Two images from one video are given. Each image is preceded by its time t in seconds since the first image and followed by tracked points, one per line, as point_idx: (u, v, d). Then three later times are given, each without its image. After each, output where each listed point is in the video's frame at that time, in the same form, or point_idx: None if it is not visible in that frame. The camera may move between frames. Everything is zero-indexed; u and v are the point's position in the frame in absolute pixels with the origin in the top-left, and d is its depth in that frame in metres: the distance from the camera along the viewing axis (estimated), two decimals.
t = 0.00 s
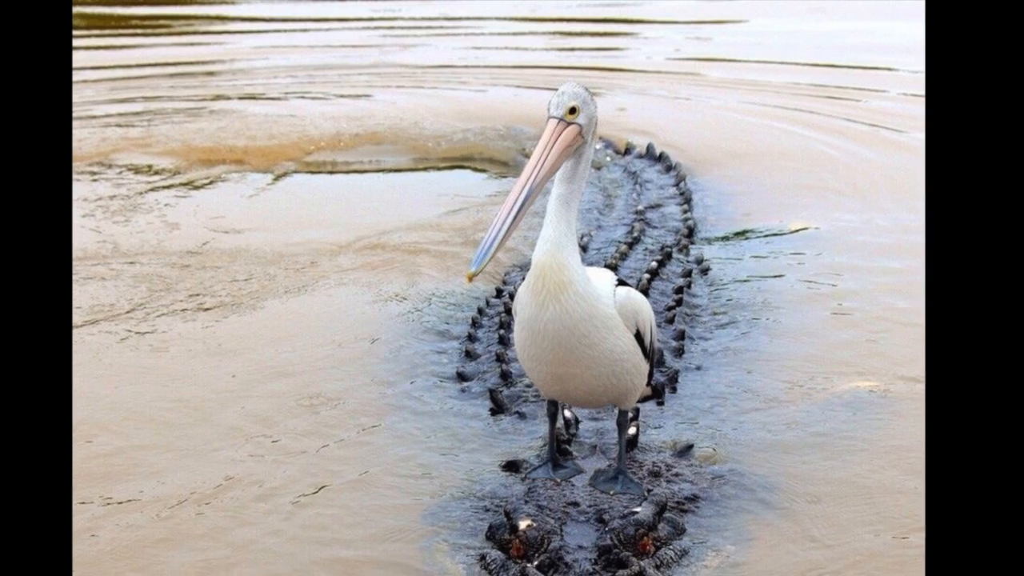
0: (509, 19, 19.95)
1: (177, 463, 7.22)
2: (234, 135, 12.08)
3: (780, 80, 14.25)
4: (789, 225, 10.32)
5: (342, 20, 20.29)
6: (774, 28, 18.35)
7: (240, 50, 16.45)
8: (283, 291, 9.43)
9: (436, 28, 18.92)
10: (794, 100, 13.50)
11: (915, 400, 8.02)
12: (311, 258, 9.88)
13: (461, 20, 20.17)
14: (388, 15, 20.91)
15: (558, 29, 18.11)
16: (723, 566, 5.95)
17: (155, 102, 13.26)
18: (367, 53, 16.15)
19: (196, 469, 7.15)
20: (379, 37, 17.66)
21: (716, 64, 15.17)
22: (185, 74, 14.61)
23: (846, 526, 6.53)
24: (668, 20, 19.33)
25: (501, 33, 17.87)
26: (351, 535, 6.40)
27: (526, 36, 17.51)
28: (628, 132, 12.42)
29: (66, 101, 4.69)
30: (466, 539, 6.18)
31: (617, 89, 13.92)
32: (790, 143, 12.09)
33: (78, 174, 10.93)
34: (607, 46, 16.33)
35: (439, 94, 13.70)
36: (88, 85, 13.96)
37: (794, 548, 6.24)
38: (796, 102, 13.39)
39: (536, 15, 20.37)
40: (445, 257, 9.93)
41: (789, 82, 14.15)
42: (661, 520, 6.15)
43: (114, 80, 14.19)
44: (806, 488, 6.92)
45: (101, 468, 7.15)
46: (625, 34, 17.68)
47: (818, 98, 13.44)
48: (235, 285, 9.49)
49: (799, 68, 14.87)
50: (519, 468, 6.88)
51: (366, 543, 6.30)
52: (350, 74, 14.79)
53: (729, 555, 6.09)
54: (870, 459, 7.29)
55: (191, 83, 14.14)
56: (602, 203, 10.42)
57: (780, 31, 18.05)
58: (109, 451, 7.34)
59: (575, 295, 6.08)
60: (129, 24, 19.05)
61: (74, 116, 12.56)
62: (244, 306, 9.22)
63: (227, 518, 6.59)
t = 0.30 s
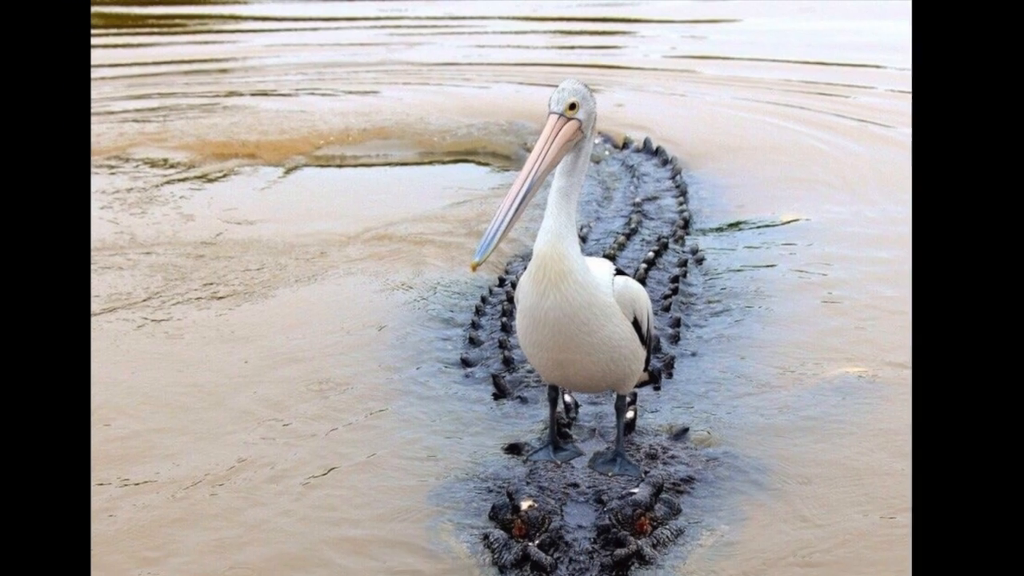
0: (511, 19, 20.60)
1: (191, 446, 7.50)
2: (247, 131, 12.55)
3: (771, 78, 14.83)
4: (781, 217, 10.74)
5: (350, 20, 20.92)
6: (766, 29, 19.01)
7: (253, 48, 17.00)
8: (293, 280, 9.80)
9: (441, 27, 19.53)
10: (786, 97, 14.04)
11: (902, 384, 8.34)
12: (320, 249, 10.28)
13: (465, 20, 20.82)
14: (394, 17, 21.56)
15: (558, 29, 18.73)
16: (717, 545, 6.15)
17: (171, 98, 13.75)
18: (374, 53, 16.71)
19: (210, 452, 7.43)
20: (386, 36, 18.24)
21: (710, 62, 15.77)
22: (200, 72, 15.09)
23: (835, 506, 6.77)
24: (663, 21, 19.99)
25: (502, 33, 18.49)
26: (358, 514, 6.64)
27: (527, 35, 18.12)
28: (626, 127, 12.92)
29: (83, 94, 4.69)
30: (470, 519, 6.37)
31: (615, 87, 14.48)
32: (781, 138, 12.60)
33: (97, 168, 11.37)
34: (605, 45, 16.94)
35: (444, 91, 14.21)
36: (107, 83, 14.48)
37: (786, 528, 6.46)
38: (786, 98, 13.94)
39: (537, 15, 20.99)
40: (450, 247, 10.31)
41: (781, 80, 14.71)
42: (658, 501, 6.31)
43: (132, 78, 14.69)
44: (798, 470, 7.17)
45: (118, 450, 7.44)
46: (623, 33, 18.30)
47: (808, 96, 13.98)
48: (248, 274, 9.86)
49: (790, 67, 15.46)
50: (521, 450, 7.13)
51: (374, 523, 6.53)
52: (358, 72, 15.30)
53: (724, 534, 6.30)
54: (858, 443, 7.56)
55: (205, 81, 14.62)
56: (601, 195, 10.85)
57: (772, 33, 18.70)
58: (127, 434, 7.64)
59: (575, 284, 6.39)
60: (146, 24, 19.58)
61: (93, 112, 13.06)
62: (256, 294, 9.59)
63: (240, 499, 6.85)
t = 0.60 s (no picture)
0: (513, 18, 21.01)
1: (205, 430, 7.86)
2: (258, 127, 12.95)
3: (766, 75, 15.22)
4: (774, 209, 11.12)
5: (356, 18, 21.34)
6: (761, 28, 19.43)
7: (263, 46, 17.40)
8: (303, 270, 10.18)
9: (445, 26, 19.94)
10: (778, 93, 14.43)
11: (890, 371, 8.70)
12: (330, 240, 10.66)
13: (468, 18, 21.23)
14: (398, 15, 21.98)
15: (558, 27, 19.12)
16: (711, 525, 6.47)
17: (185, 94, 14.15)
18: (381, 50, 17.11)
19: (224, 435, 7.80)
20: (392, 35, 18.64)
21: (706, 60, 16.17)
22: (213, 69, 15.48)
23: (825, 488, 7.12)
24: (661, 20, 20.42)
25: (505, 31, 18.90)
26: (366, 495, 6.99)
27: (528, 33, 18.53)
28: (624, 123, 13.31)
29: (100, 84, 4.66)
30: (474, 501, 6.71)
31: (613, 83, 14.87)
32: (774, 133, 12.99)
33: (114, 162, 11.76)
34: (604, 43, 17.34)
35: (448, 87, 14.60)
36: (122, 80, 14.88)
37: (778, 509, 6.80)
38: (779, 94, 14.33)
39: (539, 15, 21.42)
40: (454, 238, 10.68)
41: (774, 77, 15.11)
42: (654, 483, 6.63)
43: (147, 74, 15.10)
44: (790, 453, 7.53)
45: (135, 434, 7.80)
46: (622, 31, 18.70)
47: (800, 92, 14.38)
48: (259, 264, 10.24)
49: (783, 64, 15.87)
50: (522, 434, 7.51)
51: (381, 504, 6.86)
52: (365, 69, 15.69)
53: (718, 514, 6.63)
54: (847, 428, 7.92)
55: (217, 77, 15.01)
56: (599, 188, 11.24)
57: (767, 32, 19.12)
58: (143, 419, 8.00)
59: (574, 274, 6.75)
60: (161, 23, 20.00)
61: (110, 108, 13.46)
62: (267, 284, 9.97)
63: (252, 481, 7.21)
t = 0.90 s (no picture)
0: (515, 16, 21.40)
1: (218, 415, 8.23)
2: (269, 123, 13.34)
3: (759, 72, 15.60)
4: (767, 202, 11.51)
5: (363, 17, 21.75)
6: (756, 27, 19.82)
7: (273, 45, 17.79)
8: (312, 260, 10.56)
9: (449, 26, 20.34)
10: (772, 90, 14.82)
11: (879, 357, 9.06)
12: (338, 231, 11.04)
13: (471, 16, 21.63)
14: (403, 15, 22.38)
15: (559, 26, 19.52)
16: (706, 507, 6.81)
17: (198, 91, 14.54)
18: (387, 48, 17.49)
19: (236, 420, 8.17)
20: (399, 34, 19.03)
21: (702, 58, 16.55)
22: (226, 66, 15.87)
23: (816, 471, 7.46)
24: (659, 21, 20.83)
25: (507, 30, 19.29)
26: (374, 478, 7.34)
27: (530, 32, 18.92)
28: (622, 119, 13.69)
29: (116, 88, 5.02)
30: (477, 483, 7.06)
31: (612, 81, 15.25)
32: (767, 128, 13.37)
33: (130, 156, 12.15)
34: (604, 42, 17.73)
35: (452, 85, 14.99)
36: (136, 77, 15.28)
37: (771, 491, 7.15)
38: (772, 91, 14.72)
39: (541, 15, 21.82)
40: (459, 230, 11.05)
41: (767, 74, 15.50)
42: (651, 466, 6.96)
43: (161, 71, 15.49)
44: (782, 438, 7.89)
45: (150, 419, 8.15)
46: (621, 30, 19.09)
47: (792, 89, 14.77)
48: (270, 255, 10.62)
49: (777, 62, 16.25)
50: (524, 419, 7.85)
51: (387, 487, 7.20)
52: (372, 66, 16.07)
53: (712, 496, 6.97)
54: (838, 412, 8.28)
55: (229, 75, 15.40)
56: (598, 181, 11.62)
57: (762, 31, 19.51)
58: (157, 404, 8.37)
59: (573, 264, 7.11)
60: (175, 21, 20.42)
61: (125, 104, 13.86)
62: (278, 274, 10.34)
63: (263, 464, 7.56)
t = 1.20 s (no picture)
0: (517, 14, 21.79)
1: (230, 401, 8.61)
2: (279, 119, 13.73)
3: (753, 70, 15.98)
4: (760, 195, 11.88)
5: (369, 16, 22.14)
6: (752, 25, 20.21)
7: (283, 43, 18.17)
8: (320, 251, 10.93)
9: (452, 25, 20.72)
10: (765, 87, 15.20)
11: (868, 345, 9.42)
12: (345, 224, 11.41)
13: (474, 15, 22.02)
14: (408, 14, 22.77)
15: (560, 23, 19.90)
16: (702, 490, 7.16)
17: (211, 88, 14.92)
18: (392, 46, 17.88)
19: (248, 406, 8.54)
20: (404, 32, 19.40)
21: (699, 55, 16.93)
22: (237, 63, 16.27)
23: (807, 455, 7.82)
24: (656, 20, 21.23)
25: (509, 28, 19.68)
26: (380, 462, 7.71)
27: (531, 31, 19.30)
28: (621, 114, 14.06)
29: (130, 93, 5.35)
30: (480, 467, 7.43)
31: (610, 77, 15.63)
32: (761, 123, 13.75)
33: (145, 151, 12.54)
34: (603, 40, 18.11)
35: (456, 81, 15.36)
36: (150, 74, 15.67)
37: (764, 475, 7.51)
38: (765, 88, 15.09)
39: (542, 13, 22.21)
40: (462, 222, 11.43)
41: (761, 72, 15.88)
42: (649, 450, 7.33)
43: (174, 68, 15.88)
44: (775, 423, 8.25)
45: (165, 405, 8.52)
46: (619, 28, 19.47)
47: (785, 86, 15.16)
48: (280, 247, 11.00)
49: (771, 60, 16.64)
50: (526, 405, 8.24)
51: (393, 471, 7.57)
52: (378, 64, 16.46)
53: (708, 480, 7.33)
54: (829, 398, 8.65)
55: (241, 72, 15.79)
56: (597, 176, 12.00)
57: (758, 31, 19.90)
58: (172, 390, 8.75)
59: (573, 255, 7.46)
60: (187, 20, 20.84)
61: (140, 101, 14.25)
62: (288, 265, 10.72)
63: (273, 448, 7.93)
